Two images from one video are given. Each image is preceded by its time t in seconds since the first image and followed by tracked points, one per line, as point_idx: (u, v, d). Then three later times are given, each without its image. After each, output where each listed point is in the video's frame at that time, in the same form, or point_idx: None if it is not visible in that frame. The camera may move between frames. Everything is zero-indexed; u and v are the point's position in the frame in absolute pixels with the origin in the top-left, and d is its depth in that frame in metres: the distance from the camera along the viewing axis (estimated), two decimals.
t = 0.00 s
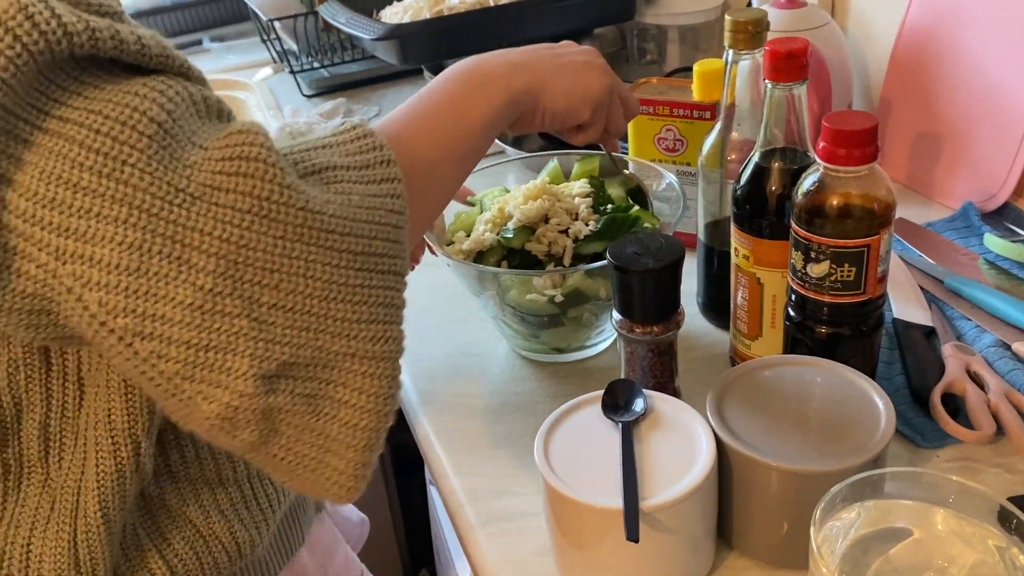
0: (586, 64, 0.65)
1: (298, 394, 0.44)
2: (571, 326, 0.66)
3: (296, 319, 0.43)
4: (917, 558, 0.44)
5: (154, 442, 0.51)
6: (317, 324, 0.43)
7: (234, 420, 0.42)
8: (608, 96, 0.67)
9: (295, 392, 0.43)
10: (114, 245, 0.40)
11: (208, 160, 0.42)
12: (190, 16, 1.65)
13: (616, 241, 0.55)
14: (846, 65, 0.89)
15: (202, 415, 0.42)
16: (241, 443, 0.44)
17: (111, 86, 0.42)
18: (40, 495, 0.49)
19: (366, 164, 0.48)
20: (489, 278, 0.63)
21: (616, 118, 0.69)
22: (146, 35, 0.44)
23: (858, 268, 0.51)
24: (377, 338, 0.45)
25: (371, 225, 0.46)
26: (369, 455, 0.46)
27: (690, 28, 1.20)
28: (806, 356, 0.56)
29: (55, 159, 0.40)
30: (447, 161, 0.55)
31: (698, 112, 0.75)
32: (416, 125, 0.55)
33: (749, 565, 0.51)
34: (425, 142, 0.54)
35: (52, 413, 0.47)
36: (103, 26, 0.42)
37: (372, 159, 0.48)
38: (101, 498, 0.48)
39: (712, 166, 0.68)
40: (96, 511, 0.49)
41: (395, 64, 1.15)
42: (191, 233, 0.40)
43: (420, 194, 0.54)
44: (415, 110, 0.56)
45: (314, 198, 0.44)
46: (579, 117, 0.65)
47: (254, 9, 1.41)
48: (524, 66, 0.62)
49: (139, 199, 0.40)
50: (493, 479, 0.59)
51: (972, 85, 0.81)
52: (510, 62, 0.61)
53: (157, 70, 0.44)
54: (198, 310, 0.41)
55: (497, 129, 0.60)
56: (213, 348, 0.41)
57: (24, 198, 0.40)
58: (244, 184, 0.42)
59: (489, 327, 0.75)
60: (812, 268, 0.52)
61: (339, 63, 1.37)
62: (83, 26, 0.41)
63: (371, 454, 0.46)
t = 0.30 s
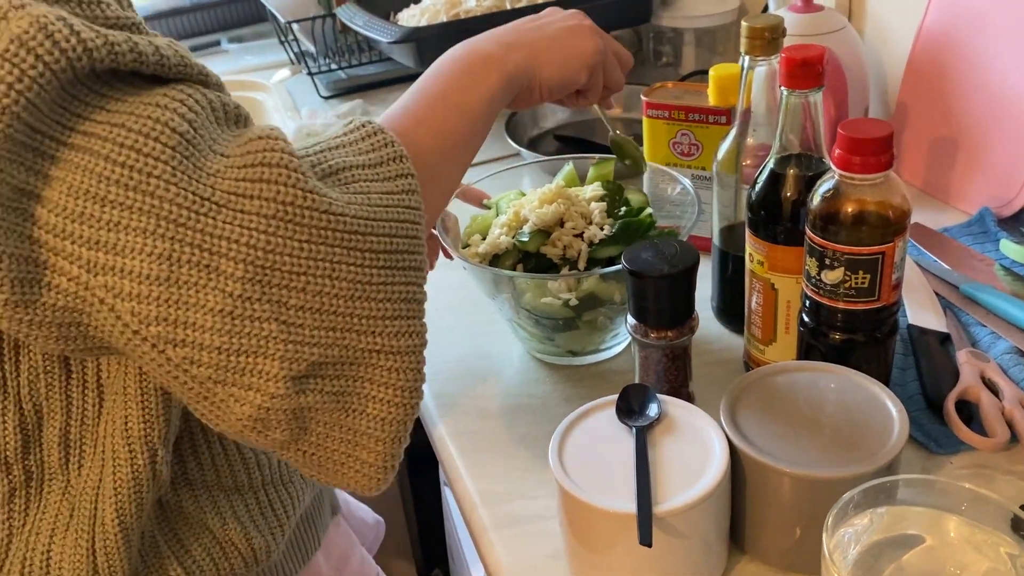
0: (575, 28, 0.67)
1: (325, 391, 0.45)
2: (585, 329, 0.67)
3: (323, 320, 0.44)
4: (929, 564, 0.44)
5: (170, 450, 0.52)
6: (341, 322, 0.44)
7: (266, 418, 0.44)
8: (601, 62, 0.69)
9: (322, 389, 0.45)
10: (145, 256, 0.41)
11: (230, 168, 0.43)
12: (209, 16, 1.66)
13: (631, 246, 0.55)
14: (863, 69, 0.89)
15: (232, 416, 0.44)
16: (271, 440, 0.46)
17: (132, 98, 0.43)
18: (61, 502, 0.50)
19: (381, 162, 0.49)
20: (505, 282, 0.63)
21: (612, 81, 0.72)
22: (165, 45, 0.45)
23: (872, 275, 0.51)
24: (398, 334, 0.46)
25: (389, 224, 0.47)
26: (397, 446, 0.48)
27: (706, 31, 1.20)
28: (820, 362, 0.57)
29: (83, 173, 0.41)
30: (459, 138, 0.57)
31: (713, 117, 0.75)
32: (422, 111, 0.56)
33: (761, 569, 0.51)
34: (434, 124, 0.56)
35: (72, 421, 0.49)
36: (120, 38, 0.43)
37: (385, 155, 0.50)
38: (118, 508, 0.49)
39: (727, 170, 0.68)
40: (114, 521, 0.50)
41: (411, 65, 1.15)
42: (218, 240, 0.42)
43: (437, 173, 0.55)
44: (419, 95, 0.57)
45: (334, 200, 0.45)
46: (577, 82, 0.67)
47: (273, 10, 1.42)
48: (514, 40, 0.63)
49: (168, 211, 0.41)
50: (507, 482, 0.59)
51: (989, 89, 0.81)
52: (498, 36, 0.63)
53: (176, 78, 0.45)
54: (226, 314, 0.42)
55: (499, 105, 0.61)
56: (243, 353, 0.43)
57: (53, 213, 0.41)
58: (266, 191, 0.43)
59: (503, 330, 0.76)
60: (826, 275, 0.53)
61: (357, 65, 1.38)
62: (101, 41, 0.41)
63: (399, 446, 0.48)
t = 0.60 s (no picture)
0: (536, 25, 0.69)
1: (331, 362, 0.44)
2: (583, 327, 0.66)
3: (320, 282, 0.44)
4: (924, 562, 0.43)
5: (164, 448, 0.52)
6: (340, 285, 0.45)
7: (267, 399, 0.42)
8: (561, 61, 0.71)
9: (328, 361, 0.44)
10: (133, 215, 0.40)
11: (227, 129, 0.43)
12: (214, 15, 1.67)
13: (627, 243, 0.55)
14: (865, 66, 0.88)
15: (228, 401, 0.42)
16: (272, 429, 0.43)
17: (117, 61, 0.43)
18: (56, 500, 0.50)
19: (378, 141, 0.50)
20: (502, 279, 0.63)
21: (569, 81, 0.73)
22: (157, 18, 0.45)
23: (870, 272, 0.51)
24: (402, 298, 0.47)
25: (384, 193, 0.48)
26: (405, 421, 0.47)
27: (710, 29, 1.19)
28: (817, 359, 0.56)
29: (68, 132, 0.40)
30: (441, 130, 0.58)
31: (714, 114, 0.75)
32: (404, 104, 0.57)
33: (757, 568, 0.51)
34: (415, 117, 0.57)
35: (69, 417, 0.48)
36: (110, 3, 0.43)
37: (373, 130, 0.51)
38: (113, 506, 0.50)
39: (727, 166, 0.68)
40: (109, 520, 0.50)
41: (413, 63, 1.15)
42: (221, 200, 0.41)
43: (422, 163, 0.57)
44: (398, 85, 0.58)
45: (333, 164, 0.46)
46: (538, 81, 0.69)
47: (277, 8, 1.42)
48: (482, 33, 0.65)
49: (161, 167, 0.40)
50: (503, 479, 0.59)
51: (992, 86, 0.80)
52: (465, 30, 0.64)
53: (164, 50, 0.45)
54: (228, 280, 0.41)
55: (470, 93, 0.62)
56: (241, 321, 0.41)
57: (36, 176, 0.40)
58: (267, 153, 0.43)
59: (502, 328, 0.75)
60: (823, 271, 0.52)
61: (360, 63, 1.38)
62: (93, 4, 0.42)
63: (408, 423, 0.47)
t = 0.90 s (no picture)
0: (517, 49, 0.60)
1: (157, 494, 0.42)
2: (578, 327, 0.66)
3: (155, 420, 0.41)
4: (916, 566, 0.43)
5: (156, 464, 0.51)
6: (178, 422, 0.41)
7: (92, 513, 0.42)
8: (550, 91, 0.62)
9: (155, 492, 0.42)
10: None
11: (66, 243, 0.39)
12: (214, 15, 1.67)
13: (621, 243, 0.55)
14: (864, 67, 0.88)
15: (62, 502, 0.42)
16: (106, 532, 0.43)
17: None
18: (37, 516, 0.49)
19: (254, 233, 0.44)
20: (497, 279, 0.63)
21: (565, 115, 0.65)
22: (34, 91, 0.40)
23: (863, 273, 0.51)
24: (243, 437, 0.43)
25: (248, 314, 0.43)
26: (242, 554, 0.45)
27: (708, 29, 1.19)
28: (811, 360, 0.56)
29: None
30: (355, 182, 0.50)
31: (710, 114, 0.74)
32: (316, 157, 0.49)
33: (749, 569, 0.51)
34: (327, 165, 0.49)
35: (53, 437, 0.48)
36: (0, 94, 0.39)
37: (262, 227, 0.44)
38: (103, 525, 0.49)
39: (722, 167, 0.67)
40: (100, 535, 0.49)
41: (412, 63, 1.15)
42: (39, 326, 0.39)
43: (331, 226, 0.49)
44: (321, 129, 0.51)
45: (178, 283, 0.40)
46: (512, 121, 0.60)
47: (276, 8, 1.42)
48: (442, 64, 0.57)
49: None
50: (497, 480, 0.59)
51: (991, 86, 0.80)
52: (420, 62, 0.56)
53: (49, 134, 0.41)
54: (47, 408, 0.39)
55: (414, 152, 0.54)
56: (67, 446, 0.40)
57: None
58: (99, 275, 0.39)
59: (498, 328, 0.75)
60: (817, 272, 0.52)
61: (360, 63, 1.39)
62: None
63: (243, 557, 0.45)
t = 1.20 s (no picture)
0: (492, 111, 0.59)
1: (159, 534, 0.43)
2: (574, 326, 0.66)
3: (159, 468, 0.41)
4: (910, 564, 0.43)
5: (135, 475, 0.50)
6: (180, 468, 0.42)
7: (94, 559, 0.42)
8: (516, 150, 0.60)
9: (157, 532, 0.43)
10: None
11: (63, 304, 0.39)
12: (212, 14, 1.67)
13: (615, 243, 0.55)
14: (861, 66, 0.88)
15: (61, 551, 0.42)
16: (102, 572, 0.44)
17: None
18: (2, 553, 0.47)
19: (245, 283, 0.44)
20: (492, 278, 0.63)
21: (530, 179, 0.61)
22: None
23: (858, 272, 0.51)
24: (243, 478, 0.44)
25: (242, 361, 0.43)
26: None
27: (706, 28, 1.19)
28: (806, 359, 0.56)
29: None
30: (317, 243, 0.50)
31: (707, 114, 0.74)
32: (288, 210, 0.50)
33: (744, 568, 0.51)
34: (291, 226, 0.49)
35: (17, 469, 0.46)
36: None
37: (253, 276, 0.45)
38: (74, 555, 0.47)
39: (719, 166, 0.67)
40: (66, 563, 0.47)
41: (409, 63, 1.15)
42: (44, 385, 0.39)
43: (296, 287, 0.49)
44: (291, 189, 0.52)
45: (176, 337, 0.41)
46: (477, 179, 0.59)
47: (274, 8, 1.42)
48: (414, 125, 0.57)
49: None
50: (492, 479, 0.59)
51: (988, 85, 0.80)
52: (392, 123, 0.56)
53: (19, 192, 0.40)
54: (56, 465, 0.39)
55: (386, 203, 0.54)
56: (70, 501, 0.40)
57: None
58: (100, 334, 0.39)
59: (494, 328, 0.75)
60: (811, 271, 0.52)
61: (358, 62, 1.39)
62: None
63: None
